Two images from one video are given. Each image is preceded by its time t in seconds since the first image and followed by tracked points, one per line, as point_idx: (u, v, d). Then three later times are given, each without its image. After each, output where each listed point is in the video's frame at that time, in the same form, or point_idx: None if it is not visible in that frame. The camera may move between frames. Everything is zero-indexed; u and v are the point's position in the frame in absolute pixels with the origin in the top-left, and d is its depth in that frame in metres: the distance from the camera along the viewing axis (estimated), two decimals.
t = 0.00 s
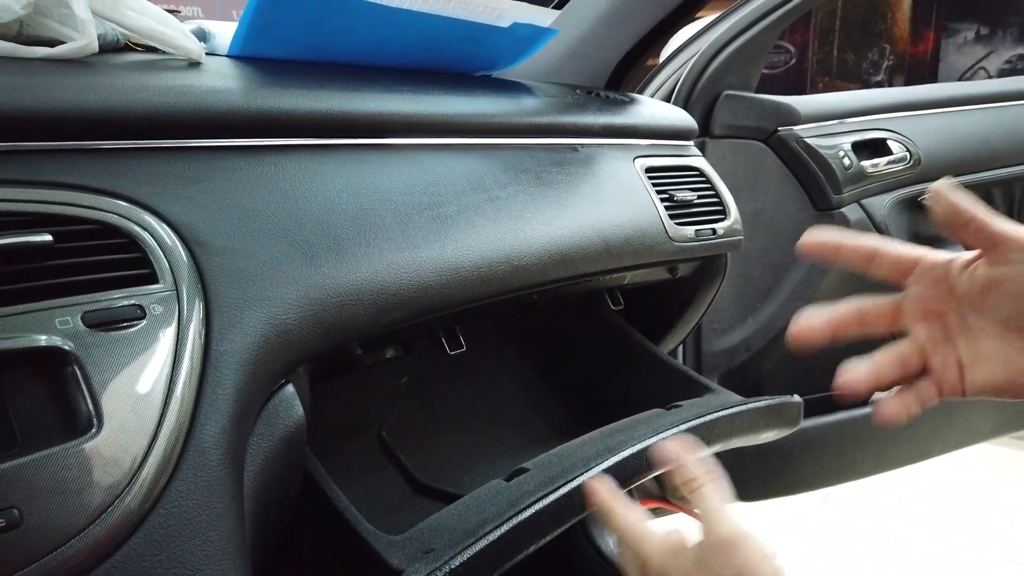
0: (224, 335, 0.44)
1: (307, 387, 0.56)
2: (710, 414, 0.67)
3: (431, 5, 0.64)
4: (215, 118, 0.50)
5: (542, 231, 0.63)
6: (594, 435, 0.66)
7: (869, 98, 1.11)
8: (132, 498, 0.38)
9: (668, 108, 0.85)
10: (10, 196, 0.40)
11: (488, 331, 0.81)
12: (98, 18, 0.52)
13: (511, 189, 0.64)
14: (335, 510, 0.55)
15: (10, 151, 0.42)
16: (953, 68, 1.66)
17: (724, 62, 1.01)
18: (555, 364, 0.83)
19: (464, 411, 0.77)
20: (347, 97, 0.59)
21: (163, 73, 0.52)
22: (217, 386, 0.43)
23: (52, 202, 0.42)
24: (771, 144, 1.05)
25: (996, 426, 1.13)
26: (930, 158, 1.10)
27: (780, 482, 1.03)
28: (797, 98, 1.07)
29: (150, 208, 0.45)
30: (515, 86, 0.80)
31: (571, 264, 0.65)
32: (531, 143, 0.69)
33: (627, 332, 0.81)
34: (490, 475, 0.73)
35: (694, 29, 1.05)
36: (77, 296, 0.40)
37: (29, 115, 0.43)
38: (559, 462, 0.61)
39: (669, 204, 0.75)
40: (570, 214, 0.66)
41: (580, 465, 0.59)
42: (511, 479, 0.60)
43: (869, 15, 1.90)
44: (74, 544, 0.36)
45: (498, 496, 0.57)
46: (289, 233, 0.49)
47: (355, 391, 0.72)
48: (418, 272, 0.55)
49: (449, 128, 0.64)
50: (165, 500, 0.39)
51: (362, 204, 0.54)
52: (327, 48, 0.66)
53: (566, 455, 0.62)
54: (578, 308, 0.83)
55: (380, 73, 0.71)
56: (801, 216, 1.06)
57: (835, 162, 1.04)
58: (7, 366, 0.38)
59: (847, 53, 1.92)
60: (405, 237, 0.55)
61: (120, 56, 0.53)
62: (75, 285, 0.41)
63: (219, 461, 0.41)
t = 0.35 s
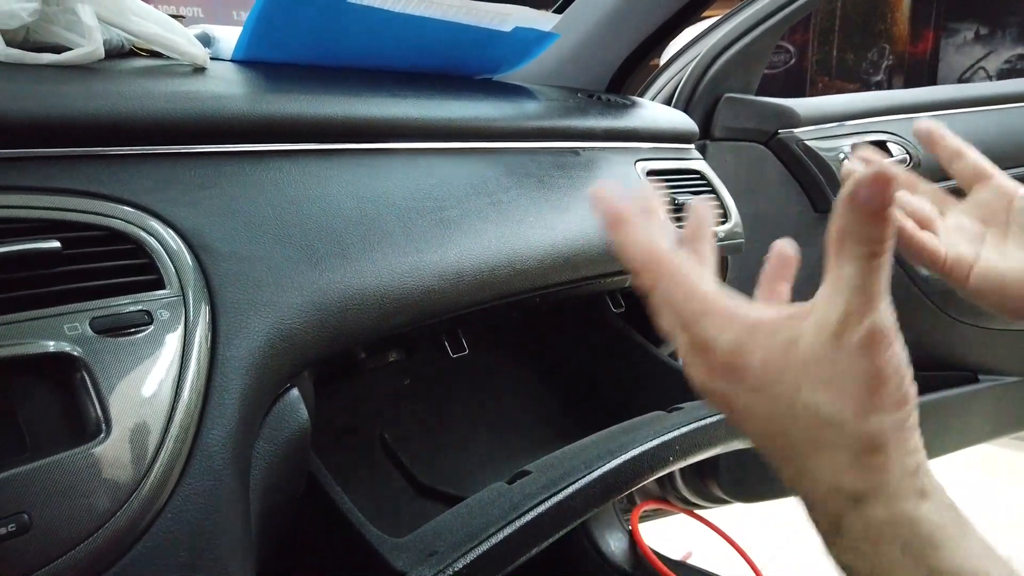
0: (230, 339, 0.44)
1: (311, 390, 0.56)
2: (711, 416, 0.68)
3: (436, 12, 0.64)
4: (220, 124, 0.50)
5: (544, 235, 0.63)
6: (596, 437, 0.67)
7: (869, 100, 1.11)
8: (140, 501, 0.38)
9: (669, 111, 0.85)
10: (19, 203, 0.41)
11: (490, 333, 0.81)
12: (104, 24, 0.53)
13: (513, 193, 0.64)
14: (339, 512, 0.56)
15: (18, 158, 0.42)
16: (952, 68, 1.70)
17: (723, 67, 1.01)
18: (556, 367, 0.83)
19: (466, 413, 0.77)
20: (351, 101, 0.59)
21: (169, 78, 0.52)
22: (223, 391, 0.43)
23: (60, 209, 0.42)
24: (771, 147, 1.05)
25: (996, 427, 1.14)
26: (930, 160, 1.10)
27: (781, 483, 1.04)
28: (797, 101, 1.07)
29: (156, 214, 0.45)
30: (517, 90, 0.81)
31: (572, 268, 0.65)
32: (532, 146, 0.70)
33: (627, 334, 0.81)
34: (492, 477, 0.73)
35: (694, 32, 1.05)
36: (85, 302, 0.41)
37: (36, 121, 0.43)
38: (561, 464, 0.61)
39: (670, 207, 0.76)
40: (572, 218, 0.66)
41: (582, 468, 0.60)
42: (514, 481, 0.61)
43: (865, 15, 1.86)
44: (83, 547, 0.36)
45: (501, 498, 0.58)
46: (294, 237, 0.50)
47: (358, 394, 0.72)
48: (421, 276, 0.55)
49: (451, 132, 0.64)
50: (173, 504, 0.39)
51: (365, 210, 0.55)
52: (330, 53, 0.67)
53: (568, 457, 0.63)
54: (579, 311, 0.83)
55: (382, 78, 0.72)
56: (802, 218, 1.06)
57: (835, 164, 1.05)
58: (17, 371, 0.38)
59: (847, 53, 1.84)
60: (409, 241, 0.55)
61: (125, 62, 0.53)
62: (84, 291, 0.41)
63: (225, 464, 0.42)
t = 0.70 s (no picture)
0: (233, 342, 0.45)
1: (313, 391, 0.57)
2: (709, 416, 0.68)
3: (437, 16, 0.65)
4: (221, 128, 0.51)
5: (544, 237, 0.64)
6: (596, 437, 0.67)
7: (867, 101, 1.12)
8: (145, 502, 0.39)
9: (668, 113, 0.86)
10: (26, 207, 0.41)
11: (490, 334, 0.81)
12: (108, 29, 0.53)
13: (514, 196, 0.65)
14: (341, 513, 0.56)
15: (24, 163, 0.43)
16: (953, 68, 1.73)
17: (722, 69, 1.02)
18: (555, 368, 0.84)
19: (466, 414, 0.78)
20: (352, 105, 0.59)
21: (173, 83, 0.53)
22: (227, 392, 0.44)
23: (66, 213, 0.42)
24: (770, 148, 1.05)
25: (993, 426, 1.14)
26: (927, 162, 1.11)
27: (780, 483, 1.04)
28: (795, 103, 1.08)
29: (159, 217, 0.46)
30: (517, 93, 0.81)
31: (572, 270, 0.66)
32: (532, 149, 0.70)
33: (626, 335, 0.81)
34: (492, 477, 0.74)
35: (693, 35, 1.06)
36: (91, 305, 0.41)
37: (43, 127, 0.44)
38: (561, 465, 0.62)
39: (669, 209, 0.76)
40: (571, 220, 0.67)
41: (582, 468, 0.60)
42: (514, 482, 0.61)
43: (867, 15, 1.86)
44: (91, 547, 0.37)
45: (501, 498, 0.58)
46: (296, 240, 0.50)
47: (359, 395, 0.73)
48: (422, 278, 0.56)
49: (451, 135, 0.65)
50: (178, 504, 0.40)
51: (367, 213, 0.55)
52: (331, 56, 0.67)
53: (567, 458, 0.63)
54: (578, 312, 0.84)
55: (383, 81, 0.72)
56: (800, 220, 1.07)
57: (832, 166, 1.04)
58: (24, 373, 0.38)
59: (847, 52, 1.86)
60: (409, 244, 0.56)
61: (129, 67, 0.54)
62: (89, 294, 0.42)
63: (229, 465, 0.42)
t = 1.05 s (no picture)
0: (238, 342, 0.46)
1: (315, 390, 0.58)
2: (703, 416, 0.70)
3: (436, 23, 0.66)
4: (226, 134, 0.52)
5: (541, 239, 0.65)
6: (592, 436, 0.68)
7: (861, 105, 1.13)
8: (154, 498, 0.40)
9: (664, 117, 0.87)
10: (37, 212, 0.43)
11: (489, 334, 0.83)
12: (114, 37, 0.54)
13: (511, 199, 0.66)
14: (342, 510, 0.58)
15: (36, 169, 0.44)
16: (951, 69, 1.70)
17: (716, 74, 1.04)
18: (552, 367, 0.85)
19: (464, 413, 0.79)
20: (353, 110, 0.61)
21: (178, 90, 0.54)
22: (232, 391, 0.45)
23: (75, 217, 0.44)
24: (765, 151, 1.07)
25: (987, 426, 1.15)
26: (921, 164, 1.12)
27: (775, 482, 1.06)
28: (790, 106, 1.09)
29: (165, 221, 0.47)
30: (516, 97, 0.82)
31: (569, 271, 0.67)
32: (530, 152, 0.72)
33: (622, 335, 0.82)
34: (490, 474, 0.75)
35: (689, 39, 1.07)
36: (100, 307, 0.43)
37: (53, 133, 0.45)
38: (557, 462, 0.63)
39: (664, 211, 0.78)
40: (568, 223, 0.68)
41: (578, 466, 0.62)
42: (511, 479, 0.63)
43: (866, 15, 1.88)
44: (102, 541, 0.38)
45: (499, 495, 0.60)
46: (299, 243, 0.52)
47: (359, 393, 0.74)
48: (421, 280, 0.57)
49: (450, 140, 0.66)
50: (185, 499, 0.41)
51: (368, 216, 0.56)
52: (332, 61, 0.69)
53: (564, 456, 0.64)
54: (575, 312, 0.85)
55: (384, 85, 0.74)
56: (795, 222, 1.08)
57: (826, 168, 1.06)
58: (36, 373, 0.40)
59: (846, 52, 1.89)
60: (409, 246, 0.57)
61: (135, 73, 0.55)
62: (97, 296, 0.43)
63: (234, 461, 0.44)
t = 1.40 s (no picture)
0: (246, 342, 0.47)
1: (321, 390, 0.59)
2: (702, 415, 0.70)
3: (439, 27, 0.67)
4: (233, 137, 0.53)
5: (543, 240, 0.66)
6: (593, 435, 0.69)
7: (860, 107, 1.14)
8: (165, 494, 0.41)
9: (664, 120, 0.88)
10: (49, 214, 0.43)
11: (491, 334, 0.84)
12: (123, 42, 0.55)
13: (513, 201, 0.67)
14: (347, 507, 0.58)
15: (48, 171, 0.45)
16: (951, 69, 1.68)
17: (716, 76, 1.05)
18: (554, 367, 0.86)
19: (466, 411, 0.80)
20: (358, 114, 0.62)
21: (186, 94, 0.55)
22: (241, 390, 0.46)
23: (86, 219, 0.45)
24: (764, 153, 1.08)
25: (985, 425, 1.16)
26: (919, 166, 1.13)
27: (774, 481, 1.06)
28: (789, 108, 1.10)
29: (174, 222, 0.48)
30: (517, 99, 0.83)
31: (570, 272, 0.68)
32: (532, 155, 0.72)
33: (622, 335, 0.83)
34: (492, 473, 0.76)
35: (689, 41, 1.08)
36: (112, 307, 0.43)
37: (65, 137, 0.46)
38: (558, 461, 0.64)
39: (664, 213, 0.78)
40: (569, 224, 0.69)
41: (579, 464, 0.62)
42: (514, 477, 0.63)
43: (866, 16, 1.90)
44: (116, 536, 0.39)
45: (502, 492, 0.60)
46: (305, 245, 0.53)
47: (363, 393, 0.75)
48: (425, 281, 0.58)
49: (453, 142, 0.67)
50: (195, 496, 0.42)
51: (372, 218, 0.57)
52: (336, 65, 0.69)
53: (565, 454, 0.65)
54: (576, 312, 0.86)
55: (387, 89, 0.74)
56: (794, 222, 1.09)
57: (825, 169, 1.07)
58: (50, 372, 0.41)
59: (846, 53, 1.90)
60: (412, 248, 0.58)
61: (143, 77, 0.56)
62: (108, 297, 0.44)
63: (243, 459, 0.45)
